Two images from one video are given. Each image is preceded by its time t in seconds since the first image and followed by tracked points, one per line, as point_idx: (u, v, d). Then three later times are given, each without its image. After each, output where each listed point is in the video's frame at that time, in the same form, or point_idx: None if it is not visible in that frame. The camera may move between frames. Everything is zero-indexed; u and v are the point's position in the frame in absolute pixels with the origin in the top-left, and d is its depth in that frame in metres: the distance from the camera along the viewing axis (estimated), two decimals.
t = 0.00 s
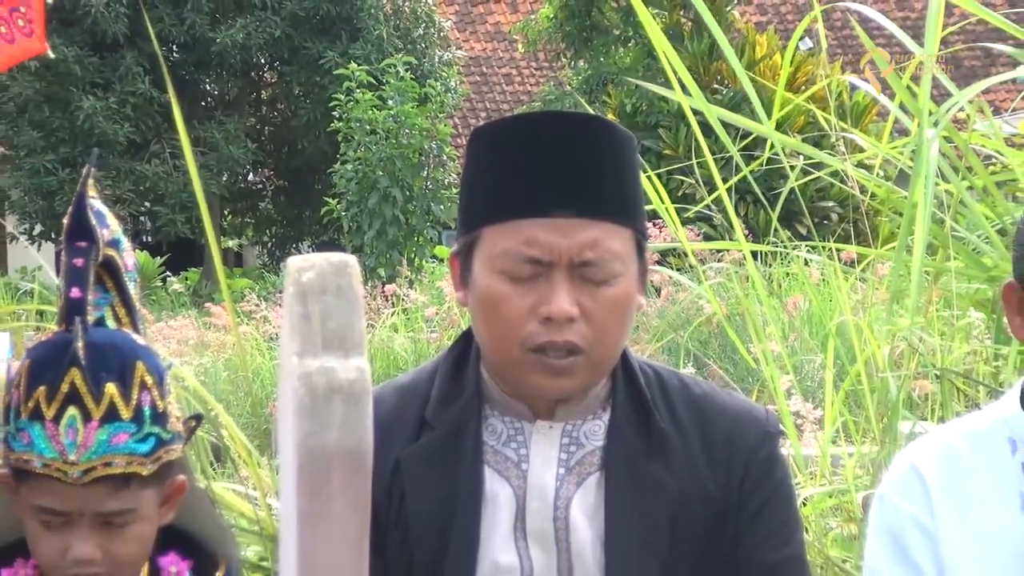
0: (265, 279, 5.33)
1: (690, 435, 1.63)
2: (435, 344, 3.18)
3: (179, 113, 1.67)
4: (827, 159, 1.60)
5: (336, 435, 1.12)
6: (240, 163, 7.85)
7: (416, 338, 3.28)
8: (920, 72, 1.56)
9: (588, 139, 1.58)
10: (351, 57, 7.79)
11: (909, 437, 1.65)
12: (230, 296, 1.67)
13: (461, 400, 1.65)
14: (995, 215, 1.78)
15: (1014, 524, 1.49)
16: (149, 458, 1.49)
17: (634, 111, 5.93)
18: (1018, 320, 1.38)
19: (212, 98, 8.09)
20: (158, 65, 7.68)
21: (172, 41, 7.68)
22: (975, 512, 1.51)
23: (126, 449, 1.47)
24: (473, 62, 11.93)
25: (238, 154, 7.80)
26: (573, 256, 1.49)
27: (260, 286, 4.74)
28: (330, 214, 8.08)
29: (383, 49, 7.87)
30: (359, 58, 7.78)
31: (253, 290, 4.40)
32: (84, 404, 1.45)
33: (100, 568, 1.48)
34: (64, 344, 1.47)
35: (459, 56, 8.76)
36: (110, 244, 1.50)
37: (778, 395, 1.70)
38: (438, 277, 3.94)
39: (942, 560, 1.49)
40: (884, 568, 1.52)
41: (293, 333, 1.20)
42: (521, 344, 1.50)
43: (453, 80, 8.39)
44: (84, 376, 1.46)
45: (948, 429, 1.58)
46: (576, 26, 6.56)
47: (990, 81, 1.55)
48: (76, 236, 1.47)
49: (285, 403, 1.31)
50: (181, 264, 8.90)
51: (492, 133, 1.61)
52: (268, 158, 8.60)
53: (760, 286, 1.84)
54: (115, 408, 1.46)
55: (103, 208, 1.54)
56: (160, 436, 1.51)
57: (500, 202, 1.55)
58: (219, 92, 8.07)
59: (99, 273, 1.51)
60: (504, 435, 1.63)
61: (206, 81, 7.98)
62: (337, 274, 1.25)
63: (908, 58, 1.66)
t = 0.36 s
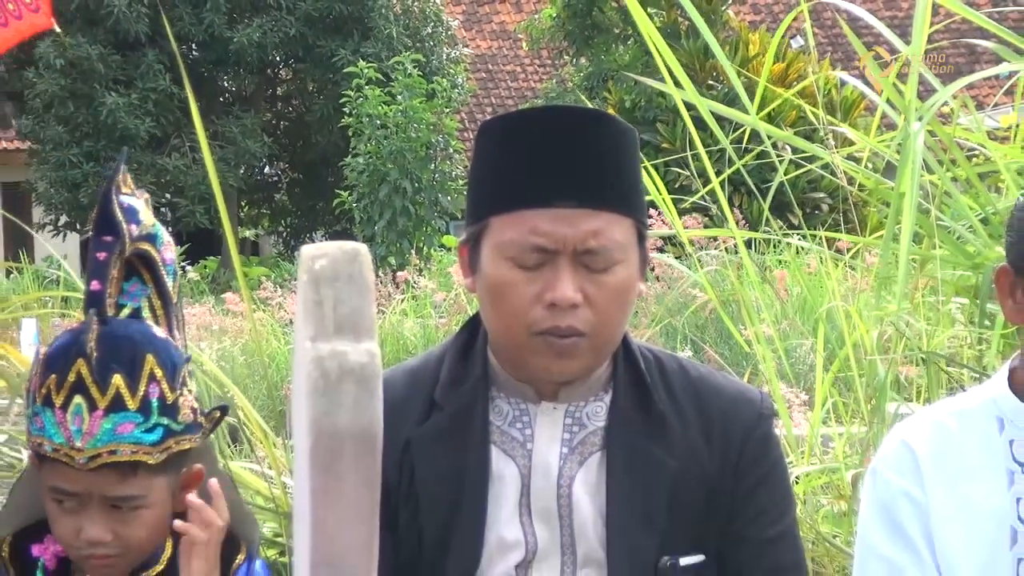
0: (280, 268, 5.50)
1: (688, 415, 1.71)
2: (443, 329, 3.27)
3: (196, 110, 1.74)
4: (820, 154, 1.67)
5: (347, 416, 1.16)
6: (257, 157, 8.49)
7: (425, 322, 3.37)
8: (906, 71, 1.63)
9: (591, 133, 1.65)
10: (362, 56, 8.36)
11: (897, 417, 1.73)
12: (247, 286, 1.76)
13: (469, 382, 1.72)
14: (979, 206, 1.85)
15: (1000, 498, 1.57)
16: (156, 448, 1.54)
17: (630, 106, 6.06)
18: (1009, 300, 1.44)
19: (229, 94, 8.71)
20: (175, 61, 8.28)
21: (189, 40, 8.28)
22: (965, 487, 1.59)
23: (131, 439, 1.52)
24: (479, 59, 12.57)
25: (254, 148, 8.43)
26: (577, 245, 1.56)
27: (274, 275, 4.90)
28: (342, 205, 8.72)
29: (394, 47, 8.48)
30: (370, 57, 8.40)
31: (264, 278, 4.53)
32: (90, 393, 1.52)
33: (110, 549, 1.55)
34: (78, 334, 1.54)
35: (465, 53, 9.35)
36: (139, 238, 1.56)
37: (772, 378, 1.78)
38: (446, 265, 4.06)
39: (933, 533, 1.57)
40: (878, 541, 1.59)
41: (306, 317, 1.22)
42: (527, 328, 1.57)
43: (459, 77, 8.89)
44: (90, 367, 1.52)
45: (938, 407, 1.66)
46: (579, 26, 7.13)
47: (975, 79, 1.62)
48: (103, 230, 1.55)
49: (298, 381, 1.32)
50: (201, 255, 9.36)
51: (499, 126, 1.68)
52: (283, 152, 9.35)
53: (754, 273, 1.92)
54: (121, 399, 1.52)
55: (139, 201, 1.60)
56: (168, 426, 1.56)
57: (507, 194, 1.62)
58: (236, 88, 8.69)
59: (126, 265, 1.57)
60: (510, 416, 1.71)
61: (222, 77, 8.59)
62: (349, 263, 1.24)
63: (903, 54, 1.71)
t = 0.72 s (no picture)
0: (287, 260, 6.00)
1: (679, 403, 1.78)
2: (443, 321, 3.36)
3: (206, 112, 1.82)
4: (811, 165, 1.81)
5: (352, 403, 1.19)
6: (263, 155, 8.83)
7: (426, 314, 3.47)
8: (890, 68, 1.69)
9: (589, 134, 1.73)
10: (365, 59, 8.97)
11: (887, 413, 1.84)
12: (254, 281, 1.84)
13: (470, 370, 1.80)
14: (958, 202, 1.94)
15: (972, 482, 1.68)
16: (165, 441, 1.60)
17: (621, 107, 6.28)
18: (975, 293, 1.65)
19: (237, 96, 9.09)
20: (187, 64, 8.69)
21: (201, 44, 8.66)
22: (939, 472, 1.69)
23: (139, 433, 1.58)
24: (477, 62, 12.85)
25: (262, 148, 8.77)
26: (575, 241, 1.64)
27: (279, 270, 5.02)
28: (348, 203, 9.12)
29: (396, 52, 9.06)
30: (373, 60, 9.00)
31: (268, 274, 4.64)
32: (101, 388, 1.58)
33: (121, 535, 1.63)
34: (95, 330, 1.61)
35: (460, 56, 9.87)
36: (158, 237, 1.61)
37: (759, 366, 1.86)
38: (447, 260, 4.17)
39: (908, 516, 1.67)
40: (855, 524, 1.68)
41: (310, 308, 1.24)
42: (526, 320, 1.65)
43: (457, 79, 9.55)
44: (102, 363, 1.58)
45: (912, 396, 1.75)
46: (574, 30, 7.44)
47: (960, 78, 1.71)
48: (123, 229, 1.60)
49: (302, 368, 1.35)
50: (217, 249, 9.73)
51: (501, 127, 1.76)
52: (289, 151, 9.70)
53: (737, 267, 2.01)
54: (131, 395, 1.58)
55: (164, 201, 1.65)
56: (178, 420, 1.61)
57: (508, 191, 1.70)
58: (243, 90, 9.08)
59: (147, 263, 1.63)
60: (509, 403, 1.79)
61: (232, 80, 8.98)
62: (352, 257, 1.27)
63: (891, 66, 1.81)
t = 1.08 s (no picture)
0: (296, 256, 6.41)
1: (671, 391, 1.86)
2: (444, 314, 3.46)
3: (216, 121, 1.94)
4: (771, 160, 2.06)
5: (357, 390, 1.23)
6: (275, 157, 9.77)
7: (429, 306, 3.57)
8: (857, 70, 1.81)
9: (588, 134, 1.82)
10: (371, 62, 9.80)
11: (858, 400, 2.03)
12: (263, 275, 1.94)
13: (470, 359, 1.88)
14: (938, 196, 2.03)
15: (945, 469, 1.82)
16: (174, 431, 1.68)
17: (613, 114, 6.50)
18: (941, 287, 1.83)
19: (248, 99, 10.04)
20: (199, 68, 9.57)
21: (213, 50, 9.59)
22: (913, 459, 1.83)
23: (150, 422, 1.66)
24: (477, 67, 13.05)
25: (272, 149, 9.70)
26: (573, 236, 1.72)
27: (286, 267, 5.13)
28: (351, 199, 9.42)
29: (399, 56, 9.91)
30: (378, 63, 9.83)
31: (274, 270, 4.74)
32: (115, 375, 1.67)
33: (129, 517, 1.71)
34: (115, 320, 1.69)
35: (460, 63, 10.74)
36: (186, 236, 1.68)
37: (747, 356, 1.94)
38: (448, 255, 4.27)
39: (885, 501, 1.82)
40: (834, 510, 1.84)
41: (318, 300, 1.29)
42: (526, 312, 1.73)
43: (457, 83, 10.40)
44: (118, 353, 1.67)
45: (887, 387, 1.90)
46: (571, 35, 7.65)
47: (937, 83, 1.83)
48: (152, 226, 1.68)
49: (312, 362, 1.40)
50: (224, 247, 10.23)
51: (504, 126, 1.84)
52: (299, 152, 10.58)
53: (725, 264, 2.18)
54: (143, 385, 1.66)
55: (197, 201, 1.73)
56: (188, 413, 1.69)
57: (509, 188, 1.78)
58: (254, 94, 10.05)
59: (169, 259, 1.71)
60: (508, 391, 1.87)
61: (243, 84, 9.93)
62: (358, 251, 1.33)
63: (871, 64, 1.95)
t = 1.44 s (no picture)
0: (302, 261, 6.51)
1: (660, 382, 1.95)
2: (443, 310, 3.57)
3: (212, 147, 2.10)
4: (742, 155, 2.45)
5: (361, 384, 1.30)
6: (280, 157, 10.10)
7: (428, 302, 3.67)
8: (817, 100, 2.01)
9: (578, 135, 1.90)
10: (372, 68, 10.15)
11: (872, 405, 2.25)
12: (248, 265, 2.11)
13: (468, 353, 1.96)
14: (917, 194, 2.13)
15: (925, 454, 1.91)
16: (209, 416, 1.80)
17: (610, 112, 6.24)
18: (917, 282, 1.91)
19: (256, 103, 10.30)
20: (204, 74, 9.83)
21: (223, 57, 9.89)
22: (893, 446, 1.92)
23: (189, 410, 1.78)
24: (476, 71, 13.17)
25: (278, 150, 10.04)
26: (563, 234, 1.79)
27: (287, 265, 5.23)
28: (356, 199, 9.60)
29: (401, 62, 10.27)
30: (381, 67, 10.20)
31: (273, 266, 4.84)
32: (153, 370, 1.77)
33: (168, 505, 1.81)
34: (140, 317, 1.79)
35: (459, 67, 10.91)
36: (182, 230, 1.80)
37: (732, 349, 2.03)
38: (448, 254, 4.36)
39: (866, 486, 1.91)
40: (818, 496, 1.92)
41: (325, 297, 1.37)
42: (520, 307, 1.81)
43: (456, 86, 10.61)
44: (153, 348, 1.77)
45: (867, 377, 1.99)
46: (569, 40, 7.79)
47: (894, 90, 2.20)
48: (152, 226, 1.77)
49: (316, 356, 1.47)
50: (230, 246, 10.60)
51: (500, 128, 1.92)
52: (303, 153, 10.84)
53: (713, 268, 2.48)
54: (180, 375, 1.77)
55: (176, 196, 1.83)
56: (218, 397, 1.82)
57: (502, 188, 1.86)
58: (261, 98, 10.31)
59: (175, 253, 1.81)
60: (505, 383, 1.95)
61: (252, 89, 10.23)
62: (361, 248, 1.40)
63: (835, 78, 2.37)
